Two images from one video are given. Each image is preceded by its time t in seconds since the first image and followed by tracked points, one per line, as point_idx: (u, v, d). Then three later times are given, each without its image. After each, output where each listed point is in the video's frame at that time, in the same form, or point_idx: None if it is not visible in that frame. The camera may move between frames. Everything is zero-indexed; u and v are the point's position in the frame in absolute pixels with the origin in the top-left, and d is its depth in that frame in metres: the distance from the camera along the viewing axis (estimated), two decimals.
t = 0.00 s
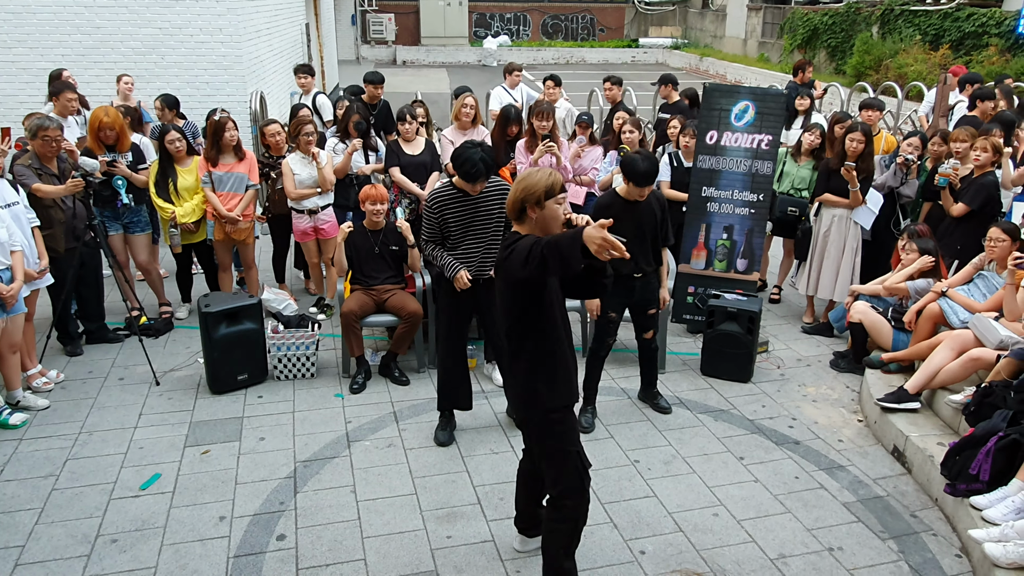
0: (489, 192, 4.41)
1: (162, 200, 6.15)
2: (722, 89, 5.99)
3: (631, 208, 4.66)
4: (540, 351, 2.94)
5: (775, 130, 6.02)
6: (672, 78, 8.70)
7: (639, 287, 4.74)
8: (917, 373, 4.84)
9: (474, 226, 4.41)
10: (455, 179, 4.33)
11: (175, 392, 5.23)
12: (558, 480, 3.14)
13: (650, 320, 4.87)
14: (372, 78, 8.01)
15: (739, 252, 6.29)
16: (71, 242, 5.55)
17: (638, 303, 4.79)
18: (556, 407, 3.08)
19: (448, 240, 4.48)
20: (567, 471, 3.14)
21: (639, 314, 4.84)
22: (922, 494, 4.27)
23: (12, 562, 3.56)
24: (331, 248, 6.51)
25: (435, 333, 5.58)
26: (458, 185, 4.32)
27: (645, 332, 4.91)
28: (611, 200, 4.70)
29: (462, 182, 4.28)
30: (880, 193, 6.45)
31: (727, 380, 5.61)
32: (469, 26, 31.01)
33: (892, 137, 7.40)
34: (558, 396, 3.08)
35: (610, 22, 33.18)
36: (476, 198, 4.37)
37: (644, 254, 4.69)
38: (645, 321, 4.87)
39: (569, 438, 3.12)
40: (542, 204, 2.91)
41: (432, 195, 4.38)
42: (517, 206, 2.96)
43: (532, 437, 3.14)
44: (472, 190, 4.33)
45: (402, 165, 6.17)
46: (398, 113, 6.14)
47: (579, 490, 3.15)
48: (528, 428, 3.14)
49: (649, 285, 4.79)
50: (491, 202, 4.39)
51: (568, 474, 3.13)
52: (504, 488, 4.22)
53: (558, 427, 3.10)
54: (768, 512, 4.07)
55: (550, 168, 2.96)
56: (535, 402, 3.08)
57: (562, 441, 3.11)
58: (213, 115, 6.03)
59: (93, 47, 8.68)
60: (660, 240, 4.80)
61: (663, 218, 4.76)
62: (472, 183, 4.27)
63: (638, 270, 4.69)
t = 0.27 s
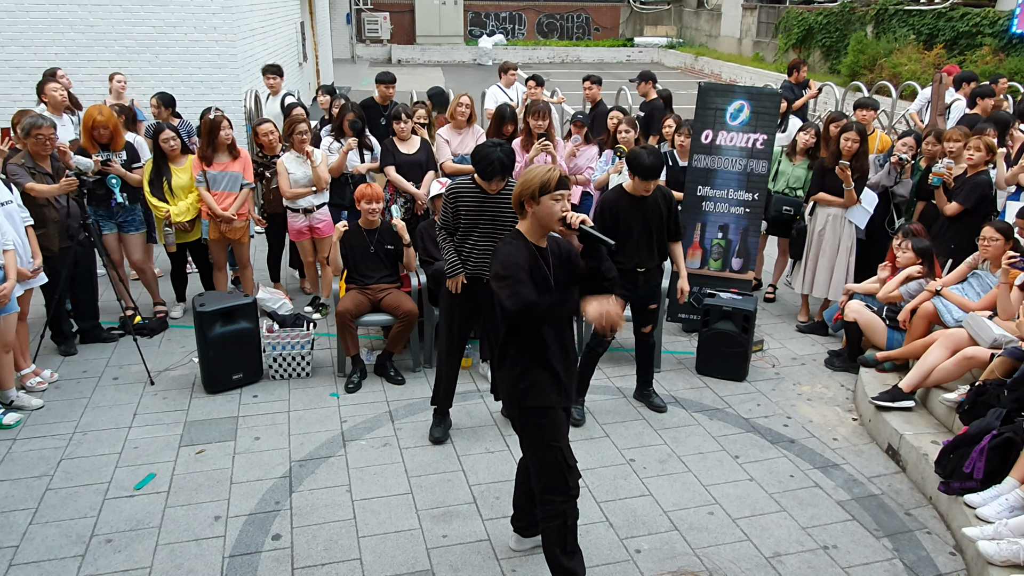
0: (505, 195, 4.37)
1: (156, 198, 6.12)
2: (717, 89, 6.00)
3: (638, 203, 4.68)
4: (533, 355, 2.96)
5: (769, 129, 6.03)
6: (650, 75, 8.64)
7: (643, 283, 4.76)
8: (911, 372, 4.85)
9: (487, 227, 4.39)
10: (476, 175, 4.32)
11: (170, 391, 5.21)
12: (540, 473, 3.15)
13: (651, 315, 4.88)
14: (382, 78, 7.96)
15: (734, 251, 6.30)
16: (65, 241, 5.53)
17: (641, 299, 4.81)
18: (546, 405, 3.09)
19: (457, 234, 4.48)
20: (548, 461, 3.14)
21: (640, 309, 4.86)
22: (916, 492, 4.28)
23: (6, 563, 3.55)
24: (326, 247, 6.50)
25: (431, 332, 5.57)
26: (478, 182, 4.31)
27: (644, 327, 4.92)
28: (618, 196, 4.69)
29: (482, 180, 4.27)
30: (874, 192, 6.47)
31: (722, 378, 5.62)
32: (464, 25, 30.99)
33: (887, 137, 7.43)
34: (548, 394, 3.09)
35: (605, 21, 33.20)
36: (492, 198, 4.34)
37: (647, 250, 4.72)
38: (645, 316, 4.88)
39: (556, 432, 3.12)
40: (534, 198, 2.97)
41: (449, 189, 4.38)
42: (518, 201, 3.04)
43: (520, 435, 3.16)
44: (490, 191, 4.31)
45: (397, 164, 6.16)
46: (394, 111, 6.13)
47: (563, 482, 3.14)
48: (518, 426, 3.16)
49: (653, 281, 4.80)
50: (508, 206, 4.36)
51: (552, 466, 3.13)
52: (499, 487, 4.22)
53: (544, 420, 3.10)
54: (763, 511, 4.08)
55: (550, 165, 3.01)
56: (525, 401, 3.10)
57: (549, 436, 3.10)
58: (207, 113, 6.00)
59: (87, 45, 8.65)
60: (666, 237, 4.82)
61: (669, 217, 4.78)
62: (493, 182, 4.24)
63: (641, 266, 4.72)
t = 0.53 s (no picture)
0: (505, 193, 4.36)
1: (153, 198, 6.11)
2: (716, 88, 5.99)
3: (634, 204, 4.69)
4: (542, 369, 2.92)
5: (768, 128, 6.04)
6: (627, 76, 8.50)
7: (638, 284, 4.77)
8: (909, 371, 4.85)
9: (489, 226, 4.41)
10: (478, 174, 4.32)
11: (168, 391, 5.21)
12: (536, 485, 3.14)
13: (646, 315, 4.87)
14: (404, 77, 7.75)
15: (732, 250, 6.30)
16: (62, 240, 5.51)
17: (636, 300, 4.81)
18: (551, 420, 3.06)
19: (458, 232, 4.49)
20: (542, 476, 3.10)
21: (635, 310, 4.85)
22: (913, 491, 4.29)
23: (3, 562, 3.54)
24: (324, 246, 6.49)
25: (429, 331, 5.57)
26: (480, 180, 4.31)
27: (639, 326, 4.91)
28: (614, 197, 4.70)
29: (484, 178, 4.26)
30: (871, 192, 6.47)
31: (720, 377, 5.63)
32: (462, 24, 30.97)
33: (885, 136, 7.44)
34: (556, 410, 3.06)
35: (604, 20, 33.19)
36: (493, 198, 4.35)
37: (643, 252, 4.74)
38: (639, 316, 4.88)
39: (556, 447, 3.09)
40: (535, 209, 2.88)
41: (451, 187, 4.39)
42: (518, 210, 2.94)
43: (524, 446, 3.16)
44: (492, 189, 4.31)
45: (396, 163, 6.16)
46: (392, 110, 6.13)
47: (556, 497, 3.13)
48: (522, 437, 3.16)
49: (648, 284, 4.79)
50: (509, 204, 4.37)
51: (546, 482, 3.11)
52: (497, 486, 4.22)
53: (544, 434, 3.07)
54: (761, 509, 4.08)
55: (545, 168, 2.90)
56: (530, 415, 3.08)
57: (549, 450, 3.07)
58: (206, 111, 5.99)
59: (85, 44, 8.63)
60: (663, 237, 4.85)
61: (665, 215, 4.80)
62: (493, 180, 4.23)
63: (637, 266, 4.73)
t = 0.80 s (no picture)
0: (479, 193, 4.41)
1: (151, 196, 6.10)
2: (715, 88, 5.99)
3: (630, 208, 4.72)
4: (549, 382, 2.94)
5: (766, 127, 6.04)
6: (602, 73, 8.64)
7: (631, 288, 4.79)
8: (907, 370, 4.86)
9: (465, 226, 4.43)
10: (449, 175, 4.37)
11: (166, 390, 5.21)
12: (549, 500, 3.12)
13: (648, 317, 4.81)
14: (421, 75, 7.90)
15: (730, 250, 6.31)
16: (60, 239, 5.51)
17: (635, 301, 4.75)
18: (561, 435, 3.02)
19: (432, 237, 4.48)
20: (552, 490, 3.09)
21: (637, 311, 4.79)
22: (911, 490, 4.29)
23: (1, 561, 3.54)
24: (322, 245, 6.49)
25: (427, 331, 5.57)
26: (450, 182, 4.35)
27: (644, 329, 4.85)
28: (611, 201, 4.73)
29: (455, 179, 4.32)
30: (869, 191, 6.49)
31: (719, 377, 5.63)
32: (461, 23, 30.96)
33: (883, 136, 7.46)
34: (565, 423, 3.02)
35: (602, 19, 33.19)
36: (467, 197, 4.39)
37: (637, 255, 4.80)
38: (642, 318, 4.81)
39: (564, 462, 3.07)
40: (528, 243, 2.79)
41: (423, 190, 4.40)
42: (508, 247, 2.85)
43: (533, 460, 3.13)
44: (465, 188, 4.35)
45: (394, 162, 6.15)
46: (390, 109, 6.14)
47: (564, 507, 3.10)
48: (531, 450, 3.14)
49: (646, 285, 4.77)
50: (483, 203, 4.42)
51: (554, 495, 3.10)
52: (496, 485, 4.22)
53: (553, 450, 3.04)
54: (759, 509, 4.09)
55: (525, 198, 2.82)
56: (539, 431, 3.05)
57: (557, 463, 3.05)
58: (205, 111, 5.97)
59: (83, 43, 8.62)
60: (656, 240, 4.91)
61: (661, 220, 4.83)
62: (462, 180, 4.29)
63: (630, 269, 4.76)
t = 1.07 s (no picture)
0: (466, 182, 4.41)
1: (149, 196, 6.10)
2: (713, 87, 5.99)
3: (625, 200, 4.68)
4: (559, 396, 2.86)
5: (765, 127, 6.05)
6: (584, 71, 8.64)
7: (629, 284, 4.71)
8: (905, 370, 4.87)
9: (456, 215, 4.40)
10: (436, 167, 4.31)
11: (165, 389, 5.20)
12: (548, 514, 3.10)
13: (647, 314, 4.88)
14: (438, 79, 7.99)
15: (728, 249, 6.32)
16: (57, 239, 5.50)
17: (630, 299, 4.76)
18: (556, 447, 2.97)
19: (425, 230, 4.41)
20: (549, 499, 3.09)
21: (636, 309, 4.85)
22: (909, 489, 4.30)
23: None
24: (320, 244, 6.49)
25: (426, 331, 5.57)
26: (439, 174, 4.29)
27: (644, 328, 4.92)
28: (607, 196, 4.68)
29: (443, 170, 4.25)
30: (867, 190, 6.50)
31: (717, 376, 5.64)
32: (459, 22, 30.95)
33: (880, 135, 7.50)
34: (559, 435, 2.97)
35: (601, 19, 33.19)
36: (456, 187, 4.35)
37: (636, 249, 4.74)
38: (641, 315, 4.88)
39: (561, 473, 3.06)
40: (534, 230, 2.75)
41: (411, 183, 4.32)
42: (507, 241, 2.77)
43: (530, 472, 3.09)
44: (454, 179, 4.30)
45: (393, 161, 6.13)
46: (390, 108, 6.14)
47: (561, 514, 3.10)
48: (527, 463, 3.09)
49: (642, 281, 4.74)
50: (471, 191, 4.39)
51: (552, 504, 3.08)
52: (494, 485, 4.22)
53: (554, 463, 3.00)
54: (757, 507, 4.09)
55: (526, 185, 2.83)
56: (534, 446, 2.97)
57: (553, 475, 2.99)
58: (203, 111, 5.92)
59: (81, 42, 8.61)
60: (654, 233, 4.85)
61: (655, 214, 4.79)
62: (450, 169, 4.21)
63: (628, 264, 4.67)
